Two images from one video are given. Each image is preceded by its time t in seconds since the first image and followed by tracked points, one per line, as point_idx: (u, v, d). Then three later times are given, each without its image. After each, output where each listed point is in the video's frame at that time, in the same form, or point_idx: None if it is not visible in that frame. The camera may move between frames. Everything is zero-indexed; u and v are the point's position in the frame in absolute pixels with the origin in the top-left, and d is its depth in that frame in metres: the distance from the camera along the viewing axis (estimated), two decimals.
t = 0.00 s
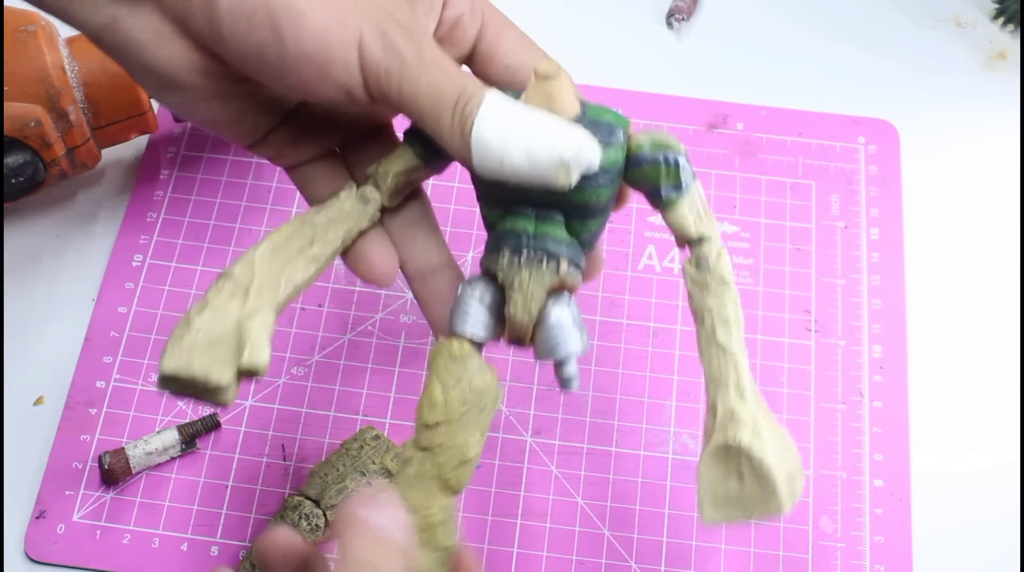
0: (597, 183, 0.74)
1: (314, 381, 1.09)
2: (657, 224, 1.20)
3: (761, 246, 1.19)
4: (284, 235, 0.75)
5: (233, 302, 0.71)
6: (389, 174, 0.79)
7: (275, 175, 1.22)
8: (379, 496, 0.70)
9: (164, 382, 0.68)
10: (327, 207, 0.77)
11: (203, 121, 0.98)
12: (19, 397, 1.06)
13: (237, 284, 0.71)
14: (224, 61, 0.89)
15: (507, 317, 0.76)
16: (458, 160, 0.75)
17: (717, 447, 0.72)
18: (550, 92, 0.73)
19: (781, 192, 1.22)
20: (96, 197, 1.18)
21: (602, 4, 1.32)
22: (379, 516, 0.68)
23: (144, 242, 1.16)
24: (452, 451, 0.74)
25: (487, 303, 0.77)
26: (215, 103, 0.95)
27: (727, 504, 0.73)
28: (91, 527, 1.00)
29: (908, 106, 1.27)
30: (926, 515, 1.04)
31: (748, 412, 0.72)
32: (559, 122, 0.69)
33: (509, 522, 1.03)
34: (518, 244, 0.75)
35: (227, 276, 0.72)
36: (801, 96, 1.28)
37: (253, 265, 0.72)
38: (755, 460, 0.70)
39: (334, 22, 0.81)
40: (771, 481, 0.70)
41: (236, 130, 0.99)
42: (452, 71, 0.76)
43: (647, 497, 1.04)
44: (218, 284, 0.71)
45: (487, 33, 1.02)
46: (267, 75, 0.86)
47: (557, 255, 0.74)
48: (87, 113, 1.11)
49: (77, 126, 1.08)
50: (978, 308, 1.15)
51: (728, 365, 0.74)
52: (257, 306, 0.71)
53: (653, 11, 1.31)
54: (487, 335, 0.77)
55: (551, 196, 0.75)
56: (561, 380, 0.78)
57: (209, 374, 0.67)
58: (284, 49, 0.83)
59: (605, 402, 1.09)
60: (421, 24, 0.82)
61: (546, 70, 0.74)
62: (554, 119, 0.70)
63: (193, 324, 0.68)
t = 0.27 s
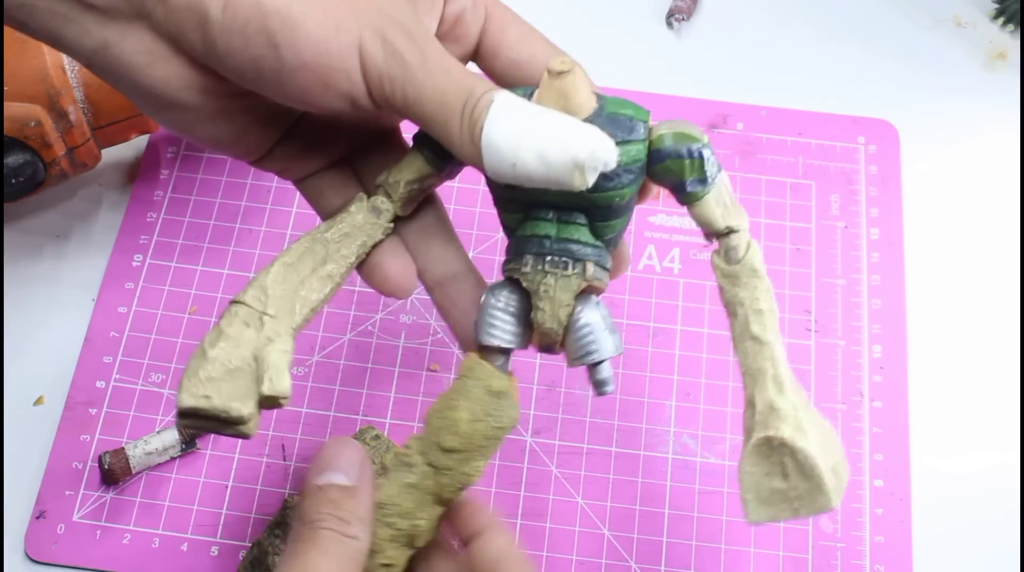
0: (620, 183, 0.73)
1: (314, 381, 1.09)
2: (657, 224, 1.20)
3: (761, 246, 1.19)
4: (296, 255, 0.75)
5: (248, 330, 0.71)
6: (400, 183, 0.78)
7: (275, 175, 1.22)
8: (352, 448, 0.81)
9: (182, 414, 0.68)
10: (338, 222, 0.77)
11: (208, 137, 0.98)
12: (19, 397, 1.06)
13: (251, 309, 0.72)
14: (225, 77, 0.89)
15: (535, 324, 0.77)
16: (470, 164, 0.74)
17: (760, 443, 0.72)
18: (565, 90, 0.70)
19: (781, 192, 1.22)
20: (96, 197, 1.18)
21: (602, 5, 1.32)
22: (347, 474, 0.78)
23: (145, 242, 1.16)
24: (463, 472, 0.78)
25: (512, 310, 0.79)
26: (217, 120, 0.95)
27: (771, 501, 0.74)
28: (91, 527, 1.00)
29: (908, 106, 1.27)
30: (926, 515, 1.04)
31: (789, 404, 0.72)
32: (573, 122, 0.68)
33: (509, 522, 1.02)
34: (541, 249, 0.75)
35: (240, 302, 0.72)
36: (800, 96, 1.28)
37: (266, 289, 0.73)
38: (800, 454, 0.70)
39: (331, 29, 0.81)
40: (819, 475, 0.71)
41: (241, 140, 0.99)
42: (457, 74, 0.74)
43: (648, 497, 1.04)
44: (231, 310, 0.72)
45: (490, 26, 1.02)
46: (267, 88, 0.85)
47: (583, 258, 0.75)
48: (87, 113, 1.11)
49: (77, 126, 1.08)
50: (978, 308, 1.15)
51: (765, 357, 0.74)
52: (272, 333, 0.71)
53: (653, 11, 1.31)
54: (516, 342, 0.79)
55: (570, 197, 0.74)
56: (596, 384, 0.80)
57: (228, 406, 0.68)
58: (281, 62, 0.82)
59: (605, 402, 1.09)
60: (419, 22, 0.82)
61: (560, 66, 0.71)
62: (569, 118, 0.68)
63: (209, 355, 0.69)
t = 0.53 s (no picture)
0: (618, 109, 0.75)
1: (313, 381, 1.09)
2: (657, 224, 1.20)
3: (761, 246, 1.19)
4: (316, 213, 0.75)
5: (282, 288, 0.70)
6: (404, 135, 0.79)
7: (275, 175, 1.22)
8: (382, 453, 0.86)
9: (229, 377, 0.67)
10: (350, 176, 0.77)
11: (214, 108, 0.99)
12: (19, 397, 1.06)
13: (283, 269, 0.71)
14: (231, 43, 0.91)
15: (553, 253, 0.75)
16: (479, 107, 0.78)
17: (776, 338, 0.72)
18: (559, 24, 0.79)
19: (781, 192, 1.22)
20: (96, 197, 1.18)
21: (602, 5, 1.32)
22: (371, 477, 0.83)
23: (144, 242, 1.16)
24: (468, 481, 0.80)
25: (525, 242, 0.77)
26: (222, 89, 0.97)
27: (794, 393, 0.72)
28: (91, 527, 1.00)
29: (908, 106, 1.27)
30: (926, 515, 1.04)
31: (797, 302, 0.73)
32: (576, 50, 0.72)
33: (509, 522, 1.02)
34: (551, 180, 0.74)
35: (271, 263, 0.71)
36: (801, 96, 1.28)
37: (293, 247, 0.72)
38: (816, 342, 0.70)
39: None
40: (835, 360, 0.70)
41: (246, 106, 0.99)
42: (458, 17, 0.78)
43: (647, 497, 1.04)
44: (261, 272, 0.71)
45: None
46: (277, 49, 0.87)
47: (593, 183, 0.74)
48: (87, 113, 1.11)
49: (77, 126, 1.08)
50: (978, 308, 1.15)
51: (769, 260, 0.75)
52: (308, 286, 0.71)
53: (653, 10, 1.31)
54: (533, 272, 0.77)
55: (575, 125, 0.75)
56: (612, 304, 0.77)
57: (276, 361, 0.67)
58: (289, 19, 0.83)
59: (605, 402, 1.09)
60: None
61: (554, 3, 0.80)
62: (572, 48, 0.72)
63: (248, 315, 0.68)
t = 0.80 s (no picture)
0: (563, 88, 0.84)
1: (313, 381, 1.09)
2: (657, 224, 1.20)
3: (761, 246, 1.19)
4: (276, 187, 0.85)
5: (246, 258, 0.81)
6: (359, 111, 0.89)
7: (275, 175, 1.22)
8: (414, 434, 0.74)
9: (199, 340, 0.77)
10: (308, 152, 0.87)
11: (180, 83, 1.02)
12: (19, 397, 1.06)
13: (244, 239, 0.82)
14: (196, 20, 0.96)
15: (501, 222, 0.88)
16: (432, 82, 0.84)
17: (706, 304, 0.84)
18: (505, 8, 0.82)
19: (781, 192, 1.22)
20: (96, 196, 1.18)
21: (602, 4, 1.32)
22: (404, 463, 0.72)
23: (145, 242, 1.16)
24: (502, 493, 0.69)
25: (475, 213, 0.90)
26: (187, 64, 1.00)
27: (721, 355, 0.86)
28: (91, 527, 1.00)
29: (908, 106, 1.27)
30: (926, 515, 1.04)
31: (725, 270, 0.85)
32: (521, 32, 0.78)
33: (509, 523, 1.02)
34: (498, 155, 0.85)
35: (233, 234, 0.82)
36: (800, 96, 1.28)
37: (255, 218, 0.83)
38: (742, 308, 0.82)
39: None
40: (759, 326, 0.83)
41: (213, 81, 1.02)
42: None
43: (647, 497, 1.04)
44: (227, 242, 0.81)
45: None
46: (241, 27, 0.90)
47: (536, 159, 0.85)
48: (88, 112, 1.11)
49: (78, 126, 1.08)
50: (978, 308, 1.15)
51: (700, 231, 0.87)
52: (269, 257, 0.82)
53: (652, 10, 1.31)
54: (482, 241, 0.90)
55: (519, 105, 0.84)
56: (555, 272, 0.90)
57: (241, 326, 0.77)
58: None
59: (605, 402, 1.09)
60: None
61: None
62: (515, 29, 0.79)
63: (216, 283, 0.78)
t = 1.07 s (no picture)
0: (541, 91, 0.85)
1: (313, 381, 1.09)
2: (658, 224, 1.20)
3: (761, 246, 1.19)
4: (260, 185, 0.86)
5: (232, 256, 0.82)
6: (341, 108, 0.89)
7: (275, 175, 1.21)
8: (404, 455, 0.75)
9: (188, 337, 0.79)
10: (291, 150, 0.88)
11: (165, 81, 1.02)
12: (19, 397, 1.06)
13: (230, 238, 0.83)
14: (184, 20, 0.96)
15: (479, 220, 0.90)
16: (412, 84, 0.84)
17: (676, 298, 0.88)
18: (485, 12, 0.82)
19: (781, 192, 1.22)
20: (96, 196, 1.18)
21: (602, 4, 1.32)
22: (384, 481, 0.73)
23: (144, 242, 1.16)
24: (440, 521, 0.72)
25: (454, 210, 0.92)
26: (173, 62, 1.00)
27: (689, 347, 0.92)
28: (91, 527, 1.00)
29: (908, 106, 1.27)
30: (926, 515, 1.04)
31: (694, 266, 0.89)
32: (500, 37, 0.79)
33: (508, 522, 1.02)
34: (476, 154, 0.86)
35: (219, 233, 0.83)
36: (800, 96, 1.28)
37: (240, 218, 0.84)
38: (710, 303, 0.88)
39: None
40: (728, 323, 0.89)
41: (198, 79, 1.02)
42: None
43: (648, 497, 1.04)
44: (214, 241, 0.83)
45: None
46: (228, 27, 0.90)
47: (513, 158, 0.87)
48: (87, 112, 1.10)
49: (77, 126, 1.08)
50: (978, 308, 1.15)
51: (671, 228, 0.90)
52: (255, 255, 0.83)
53: (652, 10, 1.31)
54: (460, 237, 0.92)
55: (498, 106, 0.85)
56: (531, 267, 0.94)
57: (228, 324, 0.79)
58: None
59: (605, 402, 1.09)
60: None
61: None
62: (496, 34, 0.79)
63: (203, 282, 0.80)
